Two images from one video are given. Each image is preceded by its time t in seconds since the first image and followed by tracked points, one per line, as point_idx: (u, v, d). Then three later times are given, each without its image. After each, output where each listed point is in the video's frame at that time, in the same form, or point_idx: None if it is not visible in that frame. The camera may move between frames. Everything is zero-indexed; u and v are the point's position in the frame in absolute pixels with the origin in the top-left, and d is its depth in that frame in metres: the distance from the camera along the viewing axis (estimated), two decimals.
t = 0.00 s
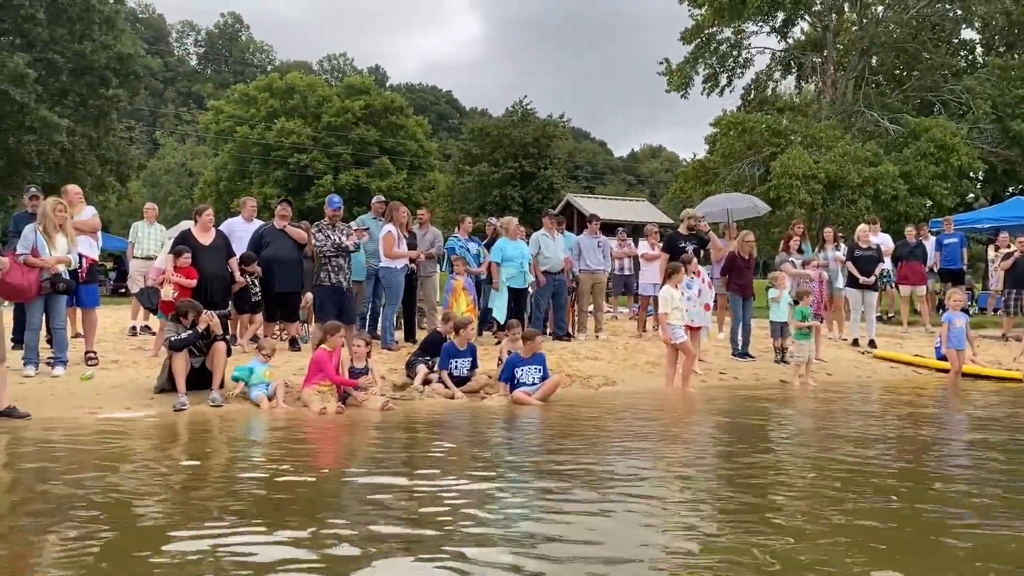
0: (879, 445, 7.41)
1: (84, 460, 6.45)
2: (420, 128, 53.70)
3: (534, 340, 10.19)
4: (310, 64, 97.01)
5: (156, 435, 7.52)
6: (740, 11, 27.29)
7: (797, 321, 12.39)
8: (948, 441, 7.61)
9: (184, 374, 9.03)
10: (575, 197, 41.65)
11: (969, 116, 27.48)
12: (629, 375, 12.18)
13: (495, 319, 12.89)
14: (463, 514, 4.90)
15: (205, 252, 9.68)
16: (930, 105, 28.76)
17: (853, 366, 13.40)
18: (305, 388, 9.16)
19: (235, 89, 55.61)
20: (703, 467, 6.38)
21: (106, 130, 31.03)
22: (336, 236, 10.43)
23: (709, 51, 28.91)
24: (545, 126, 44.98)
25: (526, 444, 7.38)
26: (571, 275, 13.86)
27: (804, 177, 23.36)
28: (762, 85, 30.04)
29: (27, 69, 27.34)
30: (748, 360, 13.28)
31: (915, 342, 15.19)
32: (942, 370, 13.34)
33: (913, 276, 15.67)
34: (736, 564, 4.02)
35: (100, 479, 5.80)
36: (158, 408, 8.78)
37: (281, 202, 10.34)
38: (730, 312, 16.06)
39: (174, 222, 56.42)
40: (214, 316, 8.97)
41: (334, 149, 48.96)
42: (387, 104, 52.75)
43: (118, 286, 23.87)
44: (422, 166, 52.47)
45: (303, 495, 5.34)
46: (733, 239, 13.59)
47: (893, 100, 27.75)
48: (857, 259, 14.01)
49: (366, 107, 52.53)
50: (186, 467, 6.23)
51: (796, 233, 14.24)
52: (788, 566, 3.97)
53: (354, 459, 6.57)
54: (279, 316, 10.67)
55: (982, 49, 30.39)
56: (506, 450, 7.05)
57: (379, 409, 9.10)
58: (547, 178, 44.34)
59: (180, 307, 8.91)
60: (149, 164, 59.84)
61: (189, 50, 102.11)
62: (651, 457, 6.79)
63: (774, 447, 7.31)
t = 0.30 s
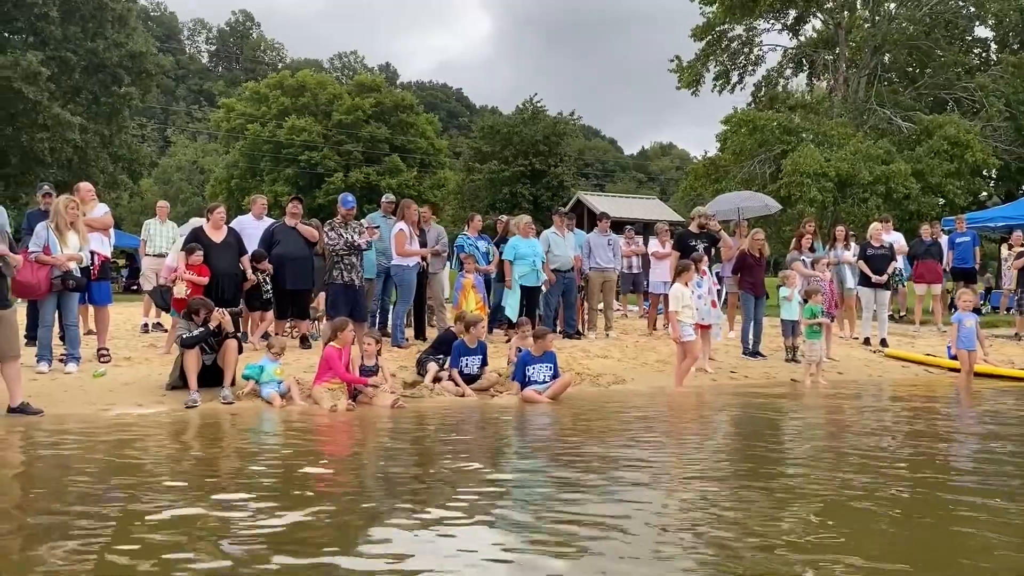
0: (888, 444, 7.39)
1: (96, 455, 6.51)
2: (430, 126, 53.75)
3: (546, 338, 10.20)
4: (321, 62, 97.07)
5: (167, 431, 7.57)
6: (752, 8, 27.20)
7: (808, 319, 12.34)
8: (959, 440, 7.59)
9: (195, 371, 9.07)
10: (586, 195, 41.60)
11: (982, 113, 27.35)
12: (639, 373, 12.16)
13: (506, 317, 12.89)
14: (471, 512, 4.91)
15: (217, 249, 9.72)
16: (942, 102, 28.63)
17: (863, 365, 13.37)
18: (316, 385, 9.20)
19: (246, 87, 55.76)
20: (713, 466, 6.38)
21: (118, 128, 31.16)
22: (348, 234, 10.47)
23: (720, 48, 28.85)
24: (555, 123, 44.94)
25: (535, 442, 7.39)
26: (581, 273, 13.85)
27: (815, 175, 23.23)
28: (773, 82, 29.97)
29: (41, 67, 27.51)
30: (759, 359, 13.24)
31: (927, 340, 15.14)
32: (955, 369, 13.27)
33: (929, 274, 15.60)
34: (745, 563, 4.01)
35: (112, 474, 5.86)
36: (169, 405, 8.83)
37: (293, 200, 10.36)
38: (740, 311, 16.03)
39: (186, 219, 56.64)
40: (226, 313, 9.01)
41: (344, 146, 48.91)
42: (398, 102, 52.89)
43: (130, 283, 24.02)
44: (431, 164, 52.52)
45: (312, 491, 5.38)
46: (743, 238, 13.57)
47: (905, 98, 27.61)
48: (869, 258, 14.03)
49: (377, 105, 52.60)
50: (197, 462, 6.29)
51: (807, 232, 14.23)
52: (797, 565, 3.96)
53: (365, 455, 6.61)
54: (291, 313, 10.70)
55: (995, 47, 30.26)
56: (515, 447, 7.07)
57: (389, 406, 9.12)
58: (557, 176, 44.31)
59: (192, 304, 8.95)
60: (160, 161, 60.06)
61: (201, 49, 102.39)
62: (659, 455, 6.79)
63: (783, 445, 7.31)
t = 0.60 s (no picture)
0: (894, 443, 7.36)
1: (103, 451, 6.53)
2: (435, 124, 53.77)
3: (550, 336, 10.20)
4: (326, 59, 97.03)
5: (174, 427, 7.59)
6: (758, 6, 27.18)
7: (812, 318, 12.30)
8: (964, 439, 7.56)
9: (201, 367, 9.09)
10: (591, 193, 41.57)
11: (989, 112, 27.25)
12: (644, 371, 12.16)
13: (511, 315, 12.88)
14: (475, 510, 4.90)
15: (224, 246, 9.74)
16: (949, 101, 28.53)
17: (868, 363, 13.35)
18: (321, 382, 9.22)
19: (251, 83, 55.81)
20: (718, 464, 6.36)
21: (124, 124, 31.17)
22: (356, 232, 10.49)
23: (726, 46, 28.80)
24: (560, 121, 44.90)
25: (539, 440, 7.37)
26: (586, 271, 13.84)
27: (820, 173, 23.18)
28: (779, 80, 29.94)
29: (47, 64, 27.57)
30: (763, 357, 13.24)
31: (932, 339, 15.11)
32: (960, 368, 13.24)
33: (936, 273, 15.55)
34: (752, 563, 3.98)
35: (119, 469, 5.88)
36: (175, 401, 8.85)
37: (300, 197, 10.39)
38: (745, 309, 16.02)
39: (191, 216, 56.68)
40: (232, 310, 9.04)
41: (349, 144, 48.89)
42: (403, 99, 52.94)
43: (136, 279, 24.08)
44: (436, 161, 52.49)
45: (318, 487, 5.39)
46: (749, 236, 13.54)
47: (912, 96, 27.52)
48: (875, 257, 13.89)
49: (382, 102, 52.60)
50: (204, 458, 6.30)
51: (813, 232, 14.17)
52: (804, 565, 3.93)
53: (370, 452, 6.61)
54: (297, 310, 10.72)
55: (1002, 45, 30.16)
56: (519, 445, 7.05)
57: (394, 403, 9.13)
58: (562, 174, 44.31)
59: (199, 301, 8.97)
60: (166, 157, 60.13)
61: (207, 45, 102.45)
62: (663, 453, 6.78)
63: (789, 443, 7.31)
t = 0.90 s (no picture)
0: (892, 441, 7.34)
1: (99, 447, 6.50)
2: (433, 120, 53.72)
3: (548, 333, 10.18)
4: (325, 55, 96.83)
5: (170, 423, 7.58)
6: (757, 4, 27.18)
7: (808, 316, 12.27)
8: (963, 438, 7.53)
9: (198, 363, 9.06)
10: (589, 190, 41.49)
11: (987, 111, 27.25)
12: (641, 369, 12.14)
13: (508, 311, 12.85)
14: (472, 509, 4.84)
15: (222, 242, 9.72)
16: (947, 99, 28.51)
17: (866, 361, 13.35)
18: (318, 378, 9.20)
19: (249, 79, 55.69)
20: (716, 463, 6.32)
21: (121, 120, 31.07)
22: (357, 229, 10.47)
23: (725, 44, 28.77)
24: (559, 118, 44.85)
25: (536, 437, 7.34)
26: (583, 268, 13.82)
27: (819, 172, 23.17)
28: (777, 78, 29.92)
29: (43, 58, 27.49)
30: (760, 355, 13.22)
31: (929, 337, 15.12)
32: (956, 367, 13.26)
33: (933, 271, 15.55)
34: (756, 562, 3.95)
35: (115, 466, 5.85)
36: (172, 397, 8.84)
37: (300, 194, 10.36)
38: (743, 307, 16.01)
39: (188, 212, 56.60)
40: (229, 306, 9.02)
41: (347, 140, 48.77)
42: (401, 96, 52.92)
43: (133, 275, 24.06)
44: (434, 158, 52.42)
45: (314, 484, 5.38)
46: (747, 234, 13.53)
47: (910, 94, 27.51)
48: (873, 255, 14.00)
49: (380, 99, 52.53)
50: (200, 455, 6.28)
51: (812, 229, 14.11)
52: (808, 565, 3.90)
53: (367, 449, 6.60)
54: (294, 306, 10.68)
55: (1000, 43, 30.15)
56: (516, 442, 7.00)
57: (391, 400, 9.11)
58: (560, 171, 44.30)
59: (196, 297, 8.95)
60: (164, 153, 59.98)
61: (205, 41, 102.16)
62: (661, 451, 6.77)
63: (787, 441, 7.30)
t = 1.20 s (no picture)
0: (879, 440, 7.36)
1: (85, 445, 6.46)
2: (422, 117, 53.67)
3: (537, 330, 10.18)
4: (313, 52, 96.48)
5: (156, 421, 7.53)
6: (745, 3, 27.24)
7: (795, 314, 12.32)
8: (950, 437, 7.57)
9: (185, 360, 9.03)
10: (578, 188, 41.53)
11: (974, 111, 27.40)
12: (629, 367, 12.16)
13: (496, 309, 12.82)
14: (462, 508, 4.82)
15: (210, 240, 9.69)
16: (934, 99, 28.62)
17: (852, 360, 13.41)
18: (305, 376, 9.17)
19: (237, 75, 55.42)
20: (704, 461, 6.32)
21: (108, 115, 30.89)
22: (345, 227, 10.44)
23: (713, 43, 28.83)
24: (548, 116, 44.84)
25: (525, 436, 7.33)
26: (572, 267, 13.83)
27: (807, 171, 23.25)
28: (766, 78, 30.00)
29: (30, 53, 27.32)
30: (748, 353, 13.27)
31: (916, 336, 15.19)
32: (941, 365, 13.35)
33: (918, 271, 15.63)
34: (747, 562, 3.94)
35: (99, 464, 5.80)
36: (159, 395, 8.80)
37: (288, 191, 10.32)
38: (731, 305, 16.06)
39: (176, 208, 56.35)
40: (216, 304, 8.99)
41: (335, 136, 48.64)
42: (389, 93, 52.82)
43: (120, 272, 23.95)
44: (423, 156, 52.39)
45: (301, 482, 5.37)
46: (735, 233, 13.57)
47: (897, 94, 27.62)
48: (860, 254, 14.13)
49: (368, 95, 52.38)
50: (187, 453, 6.24)
51: (799, 228, 14.14)
52: (798, 565, 3.89)
53: (354, 447, 6.58)
54: (281, 303, 10.65)
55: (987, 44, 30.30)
56: (505, 441, 7.00)
57: (379, 398, 9.09)
58: (549, 169, 44.30)
59: (183, 294, 8.91)
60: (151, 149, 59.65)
61: (192, 36, 101.58)
62: (649, 449, 6.78)
63: (775, 440, 7.33)
